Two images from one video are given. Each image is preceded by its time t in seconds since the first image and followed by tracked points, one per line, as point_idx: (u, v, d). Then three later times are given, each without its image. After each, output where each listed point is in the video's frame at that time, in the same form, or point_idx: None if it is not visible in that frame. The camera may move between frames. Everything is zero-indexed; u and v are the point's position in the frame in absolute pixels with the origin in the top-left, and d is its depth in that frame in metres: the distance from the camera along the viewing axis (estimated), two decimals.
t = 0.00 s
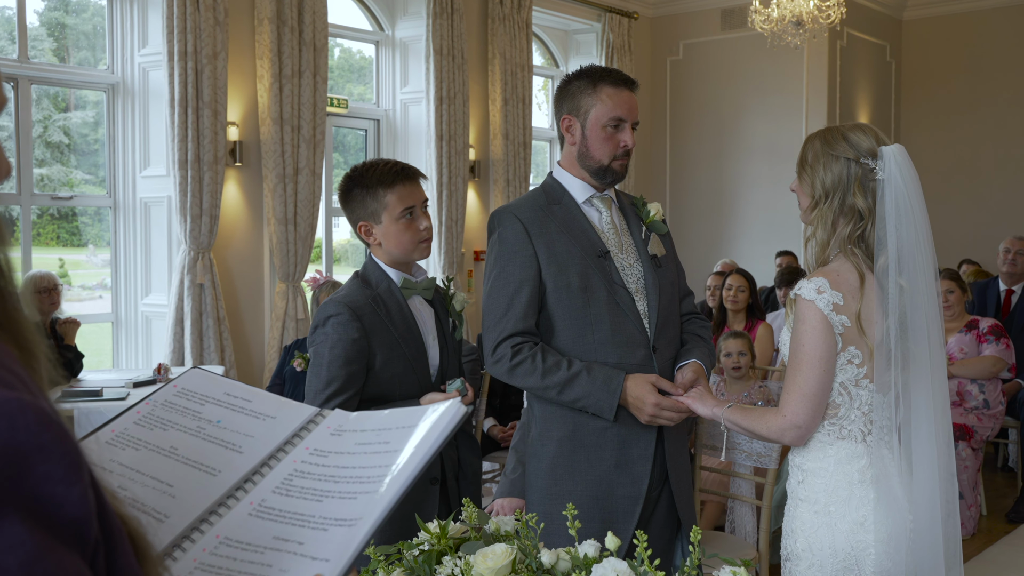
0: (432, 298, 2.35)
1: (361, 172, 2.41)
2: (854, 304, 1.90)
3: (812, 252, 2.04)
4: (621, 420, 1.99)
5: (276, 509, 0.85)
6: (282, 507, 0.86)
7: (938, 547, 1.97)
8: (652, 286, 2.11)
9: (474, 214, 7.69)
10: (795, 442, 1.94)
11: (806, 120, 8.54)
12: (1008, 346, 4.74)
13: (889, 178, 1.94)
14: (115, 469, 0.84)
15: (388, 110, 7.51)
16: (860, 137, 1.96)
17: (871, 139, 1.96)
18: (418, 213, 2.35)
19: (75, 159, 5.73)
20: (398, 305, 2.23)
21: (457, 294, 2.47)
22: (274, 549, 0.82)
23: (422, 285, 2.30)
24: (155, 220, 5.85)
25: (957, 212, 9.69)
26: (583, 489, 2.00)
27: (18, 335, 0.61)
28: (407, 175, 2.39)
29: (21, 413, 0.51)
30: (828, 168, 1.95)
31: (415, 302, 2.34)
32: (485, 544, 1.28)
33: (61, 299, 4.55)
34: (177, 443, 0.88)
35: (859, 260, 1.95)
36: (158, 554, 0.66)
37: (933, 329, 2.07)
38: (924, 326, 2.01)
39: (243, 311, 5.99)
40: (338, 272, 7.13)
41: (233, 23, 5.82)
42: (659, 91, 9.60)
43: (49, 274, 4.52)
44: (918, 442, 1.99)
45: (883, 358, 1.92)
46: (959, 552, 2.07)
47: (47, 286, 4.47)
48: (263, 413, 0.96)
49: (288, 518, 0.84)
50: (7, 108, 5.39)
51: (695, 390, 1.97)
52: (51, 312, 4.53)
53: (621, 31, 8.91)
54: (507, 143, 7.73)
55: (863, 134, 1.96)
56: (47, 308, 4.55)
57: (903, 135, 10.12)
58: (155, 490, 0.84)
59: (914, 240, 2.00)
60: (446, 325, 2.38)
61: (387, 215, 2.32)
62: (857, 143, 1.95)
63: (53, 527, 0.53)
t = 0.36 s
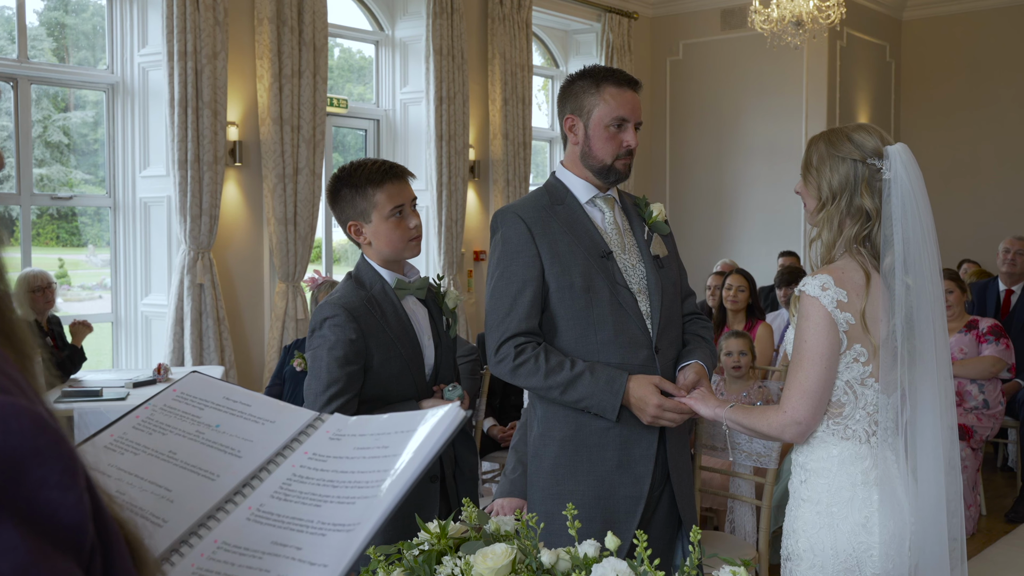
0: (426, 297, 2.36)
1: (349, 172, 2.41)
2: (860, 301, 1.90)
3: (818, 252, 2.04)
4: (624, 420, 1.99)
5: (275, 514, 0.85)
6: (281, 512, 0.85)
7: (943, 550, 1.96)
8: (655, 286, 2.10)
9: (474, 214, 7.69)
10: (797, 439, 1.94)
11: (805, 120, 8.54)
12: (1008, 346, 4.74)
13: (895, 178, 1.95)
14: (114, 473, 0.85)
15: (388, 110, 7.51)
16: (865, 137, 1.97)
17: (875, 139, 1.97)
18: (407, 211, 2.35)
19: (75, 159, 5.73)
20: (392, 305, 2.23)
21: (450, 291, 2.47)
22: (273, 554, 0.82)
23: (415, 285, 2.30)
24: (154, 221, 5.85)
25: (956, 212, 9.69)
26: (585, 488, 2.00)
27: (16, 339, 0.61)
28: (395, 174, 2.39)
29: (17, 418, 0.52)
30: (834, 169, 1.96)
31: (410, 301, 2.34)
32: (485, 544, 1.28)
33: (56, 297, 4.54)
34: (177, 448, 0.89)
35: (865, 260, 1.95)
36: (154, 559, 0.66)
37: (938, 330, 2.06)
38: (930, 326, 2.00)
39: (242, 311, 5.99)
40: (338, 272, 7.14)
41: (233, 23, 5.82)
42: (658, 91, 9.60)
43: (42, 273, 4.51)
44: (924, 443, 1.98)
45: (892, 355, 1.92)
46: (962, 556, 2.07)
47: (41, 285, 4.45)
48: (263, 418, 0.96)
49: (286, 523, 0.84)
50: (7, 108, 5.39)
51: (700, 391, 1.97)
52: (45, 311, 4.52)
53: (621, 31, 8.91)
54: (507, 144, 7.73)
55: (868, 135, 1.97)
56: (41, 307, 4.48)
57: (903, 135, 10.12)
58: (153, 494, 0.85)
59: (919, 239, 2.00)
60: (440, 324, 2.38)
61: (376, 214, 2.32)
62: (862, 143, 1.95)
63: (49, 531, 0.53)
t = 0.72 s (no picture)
0: (432, 296, 2.34)
1: (358, 169, 2.41)
2: (862, 302, 1.90)
3: (819, 251, 2.03)
4: (626, 419, 1.99)
5: (272, 514, 0.85)
6: (278, 513, 0.85)
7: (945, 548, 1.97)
8: (657, 286, 2.10)
9: (474, 214, 7.69)
10: (798, 439, 1.94)
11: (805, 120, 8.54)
12: (1008, 346, 4.74)
13: (897, 177, 1.95)
14: (111, 475, 0.85)
15: (388, 110, 7.51)
16: (867, 136, 1.96)
17: (877, 138, 1.96)
18: (414, 209, 2.35)
19: (75, 159, 5.73)
20: (400, 302, 2.23)
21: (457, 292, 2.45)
22: (270, 555, 0.81)
23: (422, 284, 2.29)
24: (154, 221, 5.85)
25: (956, 212, 9.70)
26: (586, 488, 2.00)
27: (13, 339, 0.61)
28: (403, 172, 2.39)
29: (13, 417, 0.52)
30: (836, 167, 1.96)
31: (416, 300, 2.33)
32: (485, 544, 1.28)
33: (53, 296, 4.54)
34: (174, 449, 0.89)
35: (867, 259, 1.95)
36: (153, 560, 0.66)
37: (940, 329, 2.06)
38: (931, 325, 2.00)
39: (242, 311, 5.98)
40: (338, 272, 7.14)
41: (233, 23, 5.82)
42: (658, 91, 9.60)
43: (41, 271, 4.51)
44: (926, 442, 1.98)
45: (893, 354, 1.93)
46: (963, 554, 2.07)
47: (39, 284, 4.46)
48: (260, 419, 0.96)
49: (284, 523, 0.84)
50: (6, 108, 5.39)
51: (702, 391, 1.98)
52: (43, 310, 4.52)
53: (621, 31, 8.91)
54: (507, 144, 7.73)
55: (870, 133, 1.97)
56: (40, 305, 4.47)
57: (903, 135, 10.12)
58: (150, 495, 0.84)
59: (921, 238, 1.99)
60: (446, 323, 2.37)
61: (383, 211, 2.32)
62: (864, 141, 1.95)
63: (45, 531, 0.53)
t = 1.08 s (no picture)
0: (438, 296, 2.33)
1: (369, 170, 2.42)
2: (859, 301, 1.90)
3: (817, 250, 2.04)
4: (628, 420, 1.99)
5: (270, 516, 0.85)
6: (276, 514, 0.85)
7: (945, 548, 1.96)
8: (658, 286, 2.10)
9: (474, 214, 7.70)
10: (798, 439, 1.94)
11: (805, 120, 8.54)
12: (1008, 347, 4.74)
13: (896, 176, 1.95)
14: (110, 475, 0.84)
15: (388, 111, 7.51)
16: (868, 135, 1.96)
17: (878, 137, 1.96)
18: (423, 205, 2.35)
19: (74, 159, 5.72)
20: (405, 299, 2.22)
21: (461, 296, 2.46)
22: (269, 556, 0.81)
23: (428, 283, 2.28)
24: (154, 221, 5.85)
25: (956, 212, 9.70)
26: (588, 488, 1.99)
27: (11, 340, 0.61)
28: (414, 172, 2.39)
29: (12, 418, 0.52)
30: (835, 166, 1.96)
31: (420, 299, 2.33)
32: (485, 545, 1.28)
33: (55, 296, 4.54)
34: (172, 450, 0.89)
35: (865, 258, 1.95)
36: (150, 560, 0.66)
37: (939, 329, 2.06)
38: (930, 325, 2.00)
39: (242, 311, 5.98)
40: (338, 272, 7.14)
41: (232, 23, 5.82)
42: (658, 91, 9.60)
43: (43, 272, 4.50)
44: (924, 441, 1.98)
45: (892, 352, 1.93)
46: (964, 554, 2.06)
47: (41, 285, 4.45)
48: (258, 420, 0.96)
49: (282, 524, 0.84)
50: (6, 108, 5.39)
51: (702, 391, 1.98)
52: (45, 310, 4.52)
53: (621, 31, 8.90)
54: (507, 144, 7.73)
55: (871, 133, 1.97)
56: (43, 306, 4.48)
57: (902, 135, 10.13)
58: (149, 496, 0.84)
59: (920, 238, 1.99)
60: (450, 325, 2.36)
61: (393, 208, 2.33)
62: (864, 141, 1.95)
63: (43, 531, 0.53)
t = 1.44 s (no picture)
0: (441, 298, 2.33)
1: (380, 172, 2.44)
2: (852, 300, 1.90)
3: (811, 249, 2.04)
4: (629, 420, 1.99)
5: (268, 516, 0.85)
6: (273, 514, 0.85)
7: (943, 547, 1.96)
8: (659, 286, 2.10)
9: (474, 214, 7.70)
10: (796, 439, 1.94)
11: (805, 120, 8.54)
12: (1007, 347, 4.74)
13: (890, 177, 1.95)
14: (107, 476, 0.84)
15: (388, 111, 7.51)
16: (862, 136, 1.97)
17: (872, 138, 1.97)
18: (425, 207, 2.34)
19: (74, 159, 5.72)
20: (407, 296, 2.22)
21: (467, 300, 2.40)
22: (267, 556, 0.81)
23: (431, 284, 2.28)
24: (154, 221, 5.84)
25: (956, 213, 9.71)
26: (588, 489, 2.00)
27: (7, 343, 0.61)
28: (422, 173, 2.39)
29: (10, 419, 0.52)
30: (830, 166, 1.96)
31: (424, 299, 2.32)
32: (485, 545, 1.28)
33: (59, 298, 4.54)
34: (170, 451, 0.89)
35: (858, 258, 1.95)
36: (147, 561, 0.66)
37: (935, 328, 2.07)
38: (926, 324, 2.00)
39: (242, 311, 5.98)
40: (338, 272, 7.14)
41: (232, 23, 5.82)
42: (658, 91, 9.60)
43: (47, 273, 4.50)
44: (920, 441, 1.98)
45: (887, 351, 1.93)
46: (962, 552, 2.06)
47: (45, 285, 4.45)
48: (256, 421, 0.96)
49: (279, 525, 0.84)
50: (6, 108, 5.39)
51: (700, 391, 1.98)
52: (48, 311, 4.53)
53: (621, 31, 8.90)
54: (507, 144, 7.74)
55: (866, 134, 1.97)
56: (46, 308, 4.48)
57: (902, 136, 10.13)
58: (146, 497, 0.83)
59: (915, 238, 1.99)
60: (450, 327, 2.36)
61: (396, 208, 2.34)
62: (859, 141, 1.95)
63: (40, 532, 0.53)
